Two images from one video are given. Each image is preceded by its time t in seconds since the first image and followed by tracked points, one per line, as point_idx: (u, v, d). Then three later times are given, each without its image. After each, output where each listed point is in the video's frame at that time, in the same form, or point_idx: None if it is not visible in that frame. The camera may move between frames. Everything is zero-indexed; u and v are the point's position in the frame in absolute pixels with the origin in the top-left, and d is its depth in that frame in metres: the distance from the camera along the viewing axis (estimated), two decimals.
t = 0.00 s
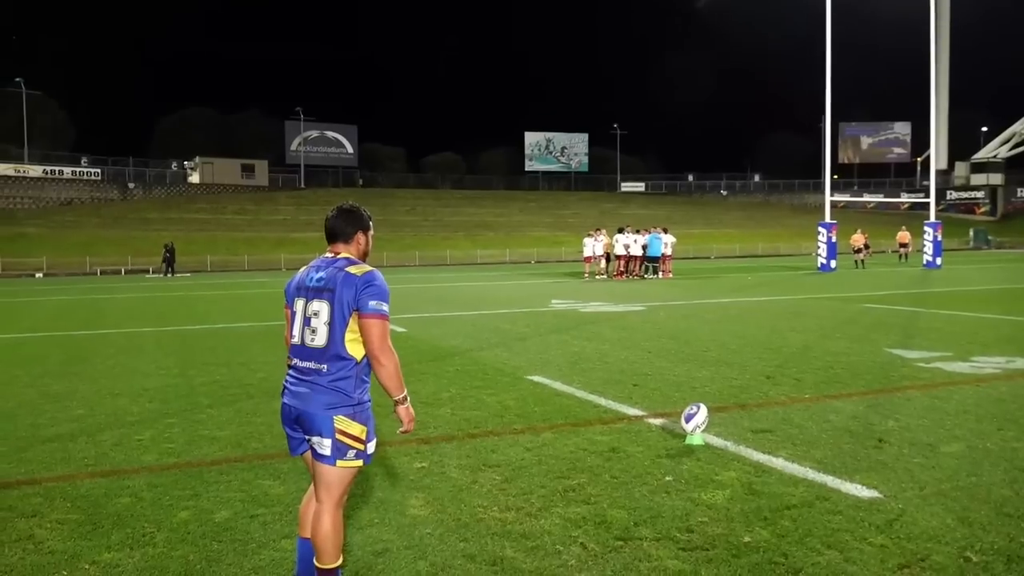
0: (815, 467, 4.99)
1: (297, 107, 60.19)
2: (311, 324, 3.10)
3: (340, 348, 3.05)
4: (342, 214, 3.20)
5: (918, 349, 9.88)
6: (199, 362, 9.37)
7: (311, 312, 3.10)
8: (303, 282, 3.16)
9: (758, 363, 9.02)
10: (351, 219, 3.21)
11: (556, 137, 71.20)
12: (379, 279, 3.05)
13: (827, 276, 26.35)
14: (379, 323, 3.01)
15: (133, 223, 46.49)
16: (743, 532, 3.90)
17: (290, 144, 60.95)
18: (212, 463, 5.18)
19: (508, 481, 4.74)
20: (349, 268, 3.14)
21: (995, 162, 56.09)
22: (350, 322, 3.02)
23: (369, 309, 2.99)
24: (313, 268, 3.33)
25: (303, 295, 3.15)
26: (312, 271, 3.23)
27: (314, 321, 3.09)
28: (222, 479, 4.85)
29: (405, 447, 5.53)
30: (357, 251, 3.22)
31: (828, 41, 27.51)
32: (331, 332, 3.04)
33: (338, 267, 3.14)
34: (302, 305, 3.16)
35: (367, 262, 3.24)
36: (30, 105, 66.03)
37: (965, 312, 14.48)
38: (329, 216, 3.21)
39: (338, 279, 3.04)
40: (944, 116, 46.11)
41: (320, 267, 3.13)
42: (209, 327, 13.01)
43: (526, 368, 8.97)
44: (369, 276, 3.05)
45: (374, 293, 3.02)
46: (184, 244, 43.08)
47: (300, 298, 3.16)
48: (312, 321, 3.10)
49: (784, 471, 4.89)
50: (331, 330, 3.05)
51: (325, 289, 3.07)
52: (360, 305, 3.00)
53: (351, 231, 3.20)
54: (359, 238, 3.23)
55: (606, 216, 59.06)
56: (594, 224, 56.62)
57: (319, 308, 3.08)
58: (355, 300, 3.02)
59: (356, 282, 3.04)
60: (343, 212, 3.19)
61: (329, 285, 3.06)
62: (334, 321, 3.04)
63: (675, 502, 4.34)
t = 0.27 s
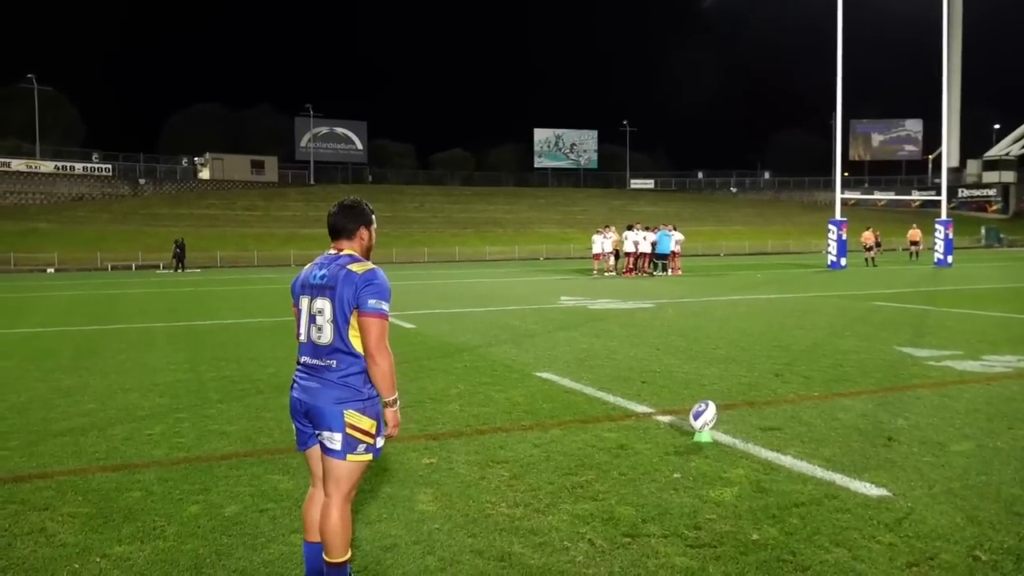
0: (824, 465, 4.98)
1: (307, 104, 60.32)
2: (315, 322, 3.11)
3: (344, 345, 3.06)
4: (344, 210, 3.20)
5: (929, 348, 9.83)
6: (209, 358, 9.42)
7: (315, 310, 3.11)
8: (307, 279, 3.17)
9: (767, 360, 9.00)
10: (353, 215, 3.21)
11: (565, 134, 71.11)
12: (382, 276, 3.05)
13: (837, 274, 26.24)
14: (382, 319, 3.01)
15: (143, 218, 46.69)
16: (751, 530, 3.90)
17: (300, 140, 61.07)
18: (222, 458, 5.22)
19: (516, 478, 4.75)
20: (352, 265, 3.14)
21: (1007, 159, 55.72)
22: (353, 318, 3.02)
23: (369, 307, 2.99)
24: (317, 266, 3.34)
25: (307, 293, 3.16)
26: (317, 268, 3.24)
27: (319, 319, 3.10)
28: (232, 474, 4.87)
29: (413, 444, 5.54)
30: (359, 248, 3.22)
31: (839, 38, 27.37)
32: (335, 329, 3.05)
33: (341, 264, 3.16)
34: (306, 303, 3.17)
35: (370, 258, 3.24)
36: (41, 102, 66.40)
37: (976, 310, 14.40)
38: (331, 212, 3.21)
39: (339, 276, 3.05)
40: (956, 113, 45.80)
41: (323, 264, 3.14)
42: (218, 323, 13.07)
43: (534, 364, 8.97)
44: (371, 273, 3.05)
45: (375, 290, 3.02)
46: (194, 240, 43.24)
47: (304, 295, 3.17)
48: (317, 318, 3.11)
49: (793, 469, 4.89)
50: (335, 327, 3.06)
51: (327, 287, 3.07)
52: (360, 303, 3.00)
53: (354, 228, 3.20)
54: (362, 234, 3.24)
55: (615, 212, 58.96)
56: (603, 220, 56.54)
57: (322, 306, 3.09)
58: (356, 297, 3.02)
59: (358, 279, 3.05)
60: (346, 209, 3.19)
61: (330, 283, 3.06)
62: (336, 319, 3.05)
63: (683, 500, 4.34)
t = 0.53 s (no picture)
0: (831, 461, 4.98)
1: (315, 100, 60.41)
2: (319, 318, 3.12)
3: (349, 339, 3.07)
4: (344, 206, 3.21)
5: (937, 344, 9.80)
6: (217, 353, 9.45)
7: (319, 306, 3.12)
8: (308, 276, 3.18)
9: (774, 357, 8.98)
10: (354, 210, 3.22)
11: (573, 130, 71.02)
12: (384, 271, 3.06)
13: (845, 271, 26.15)
14: (384, 315, 3.02)
15: (152, 214, 46.85)
16: (757, 526, 3.90)
17: (308, 137, 61.16)
18: (229, 453, 5.24)
19: (521, 473, 4.75)
20: (355, 261, 3.15)
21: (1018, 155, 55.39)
22: (355, 313, 3.03)
23: (371, 302, 3.00)
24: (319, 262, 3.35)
25: (310, 290, 3.17)
26: (319, 265, 3.25)
27: (322, 315, 3.11)
28: (239, 469, 4.89)
29: (419, 439, 5.56)
30: (362, 244, 3.23)
31: (847, 33, 27.25)
32: (339, 324, 3.07)
33: (343, 260, 3.17)
34: (309, 299, 3.18)
35: (372, 253, 3.25)
36: (51, 98, 66.67)
37: (985, 307, 14.34)
38: (332, 209, 3.22)
39: (341, 272, 3.06)
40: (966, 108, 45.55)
41: (326, 260, 3.15)
42: (226, 319, 13.11)
43: (541, 361, 8.97)
44: (373, 269, 3.06)
45: (378, 285, 3.04)
46: (203, 236, 43.39)
47: (307, 291, 3.18)
48: (320, 314, 3.12)
49: (799, 465, 4.89)
50: (339, 323, 3.07)
51: (330, 283, 3.08)
52: (363, 298, 3.02)
53: (355, 223, 3.21)
54: (363, 229, 3.24)
55: (623, 209, 58.87)
56: (611, 217, 56.47)
57: (325, 302, 3.11)
58: (359, 293, 3.03)
59: (361, 275, 3.06)
60: (347, 205, 3.21)
61: (333, 279, 3.07)
62: (340, 315, 3.06)
63: (689, 495, 4.34)
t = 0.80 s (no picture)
0: (835, 458, 4.98)
1: (322, 96, 60.46)
2: (320, 314, 3.13)
3: (351, 334, 3.08)
4: (342, 202, 3.23)
5: (943, 341, 9.77)
6: (223, 349, 9.49)
7: (320, 303, 3.14)
8: (308, 273, 3.20)
9: (779, 353, 8.97)
10: (351, 206, 3.24)
11: (580, 127, 70.92)
12: (383, 267, 3.08)
13: (852, 267, 26.09)
14: (385, 311, 3.04)
15: (160, 211, 47.00)
16: (759, 522, 3.90)
17: (314, 133, 61.21)
18: (235, 449, 5.26)
19: (525, 469, 4.77)
20: (355, 256, 3.17)
21: None
22: (356, 308, 3.04)
23: (373, 297, 3.02)
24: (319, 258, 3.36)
25: (310, 286, 3.18)
26: (319, 261, 3.26)
27: (323, 311, 3.12)
28: (244, 465, 4.92)
29: (423, 435, 5.57)
30: (361, 239, 3.24)
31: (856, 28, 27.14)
32: (340, 320, 3.08)
33: (343, 255, 3.18)
34: (310, 296, 3.19)
35: (370, 248, 3.26)
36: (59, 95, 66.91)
37: (992, 303, 14.29)
38: (330, 204, 3.24)
39: (342, 268, 3.07)
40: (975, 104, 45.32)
41: (326, 256, 3.17)
42: (232, 315, 13.16)
43: (546, 357, 8.99)
44: (373, 263, 3.08)
45: (378, 279, 3.05)
46: (210, 233, 43.52)
47: (307, 288, 3.20)
48: (322, 311, 3.14)
49: (802, 462, 4.89)
50: (340, 319, 3.08)
51: (331, 280, 3.10)
52: (364, 292, 3.03)
53: (352, 219, 3.23)
54: (361, 225, 3.26)
55: (630, 205, 58.79)
56: (618, 213, 56.42)
57: (326, 299, 3.12)
58: (360, 288, 3.05)
59: (361, 270, 3.07)
60: (346, 201, 3.22)
61: (334, 275, 3.09)
62: (342, 311, 3.08)
63: (692, 492, 4.34)
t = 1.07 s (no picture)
0: (836, 453, 4.98)
1: (328, 93, 60.54)
2: (319, 311, 3.16)
3: (350, 330, 3.11)
4: (338, 198, 3.25)
5: (948, 337, 9.76)
6: (229, 346, 9.55)
7: (318, 299, 3.16)
8: (307, 270, 3.22)
9: (783, 350, 8.97)
10: (347, 202, 3.26)
11: (586, 123, 70.83)
12: (381, 263, 3.10)
13: (859, 263, 26.03)
14: (384, 306, 3.07)
15: (168, 208, 47.12)
16: (759, 518, 3.92)
17: (321, 130, 61.29)
18: (238, 444, 5.30)
19: (527, 465, 4.79)
20: (352, 250, 3.20)
21: None
22: (353, 303, 3.07)
23: (371, 291, 3.04)
24: (317, 253, 3.38)
25: (308, 283, 3.21)
26: (318, 256, 3.29)
27: (322, 307, 3.15)
28: (248, 460, 4.95)
29: (425, 431, 5.60)
30: (358, 234, 3.27)
31: (863, 23, 27.03)
32: (339, 316, 3.11)
33: (341, 251, 3.21)
34: (309, 292, 3.21)
35: (367, 244, 3.29)
36: (67, 93, 67.18)
37: (998, 300, 14.25)
38: (326, 200, 3.26)
39: (339, 263, 3.10)
40: (983, 100, 45.09)
41: (324, 252, 3.20)
42: (238, 311, 13.22)
43: (550, 353, 9.00)
44: (370, 258, 3.09)
45: (376, 274, 3.07)
46: (217, 230, 43.64)
47: (306, 285, 3.21)
48: (320, 307, 3.16)
49: (803, 457, 4.90)
50: (339, 314, 3.11)
51: (329, 276, 3.12)
52: (362, 288, 3.06)
53: (348, 215, 3.25)
54: (358, 221, 3.28)
55: (637, 201, 58.74)
56: (624, 209, 56.36)
57: (324, 295, 3.14)
58: (358, 283, 3.07)
59: (359, 265, 3.09)
60: (343, 196, 3.24)
61: (332, 271, 3.11)
62: (341, 306, 3.10)
63: (692, 487, 4.36)
